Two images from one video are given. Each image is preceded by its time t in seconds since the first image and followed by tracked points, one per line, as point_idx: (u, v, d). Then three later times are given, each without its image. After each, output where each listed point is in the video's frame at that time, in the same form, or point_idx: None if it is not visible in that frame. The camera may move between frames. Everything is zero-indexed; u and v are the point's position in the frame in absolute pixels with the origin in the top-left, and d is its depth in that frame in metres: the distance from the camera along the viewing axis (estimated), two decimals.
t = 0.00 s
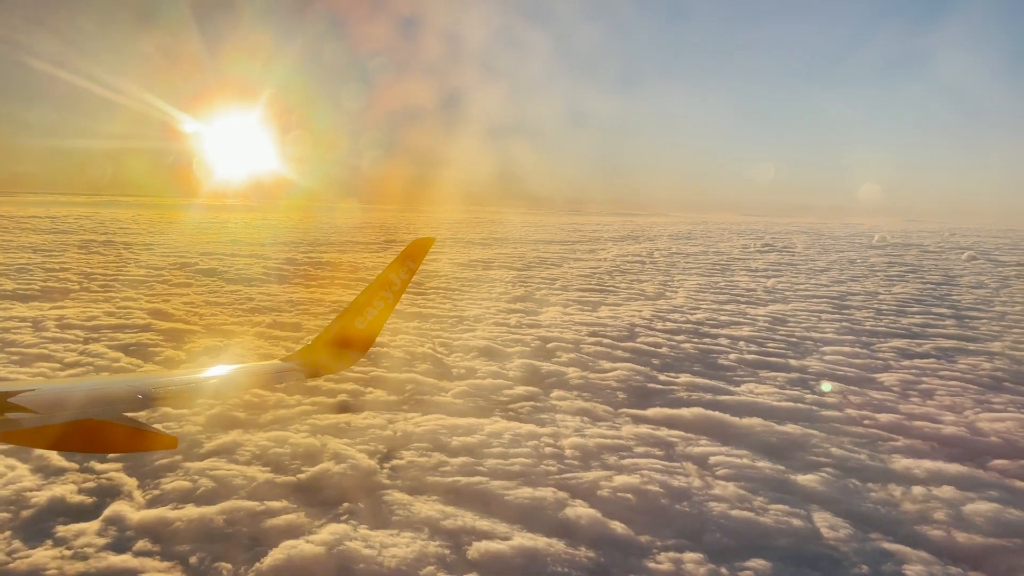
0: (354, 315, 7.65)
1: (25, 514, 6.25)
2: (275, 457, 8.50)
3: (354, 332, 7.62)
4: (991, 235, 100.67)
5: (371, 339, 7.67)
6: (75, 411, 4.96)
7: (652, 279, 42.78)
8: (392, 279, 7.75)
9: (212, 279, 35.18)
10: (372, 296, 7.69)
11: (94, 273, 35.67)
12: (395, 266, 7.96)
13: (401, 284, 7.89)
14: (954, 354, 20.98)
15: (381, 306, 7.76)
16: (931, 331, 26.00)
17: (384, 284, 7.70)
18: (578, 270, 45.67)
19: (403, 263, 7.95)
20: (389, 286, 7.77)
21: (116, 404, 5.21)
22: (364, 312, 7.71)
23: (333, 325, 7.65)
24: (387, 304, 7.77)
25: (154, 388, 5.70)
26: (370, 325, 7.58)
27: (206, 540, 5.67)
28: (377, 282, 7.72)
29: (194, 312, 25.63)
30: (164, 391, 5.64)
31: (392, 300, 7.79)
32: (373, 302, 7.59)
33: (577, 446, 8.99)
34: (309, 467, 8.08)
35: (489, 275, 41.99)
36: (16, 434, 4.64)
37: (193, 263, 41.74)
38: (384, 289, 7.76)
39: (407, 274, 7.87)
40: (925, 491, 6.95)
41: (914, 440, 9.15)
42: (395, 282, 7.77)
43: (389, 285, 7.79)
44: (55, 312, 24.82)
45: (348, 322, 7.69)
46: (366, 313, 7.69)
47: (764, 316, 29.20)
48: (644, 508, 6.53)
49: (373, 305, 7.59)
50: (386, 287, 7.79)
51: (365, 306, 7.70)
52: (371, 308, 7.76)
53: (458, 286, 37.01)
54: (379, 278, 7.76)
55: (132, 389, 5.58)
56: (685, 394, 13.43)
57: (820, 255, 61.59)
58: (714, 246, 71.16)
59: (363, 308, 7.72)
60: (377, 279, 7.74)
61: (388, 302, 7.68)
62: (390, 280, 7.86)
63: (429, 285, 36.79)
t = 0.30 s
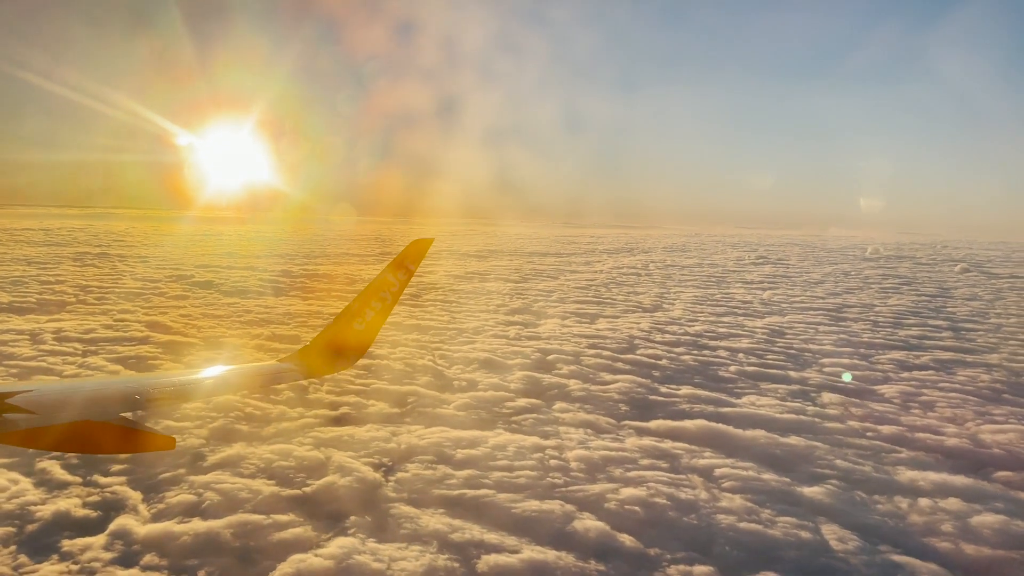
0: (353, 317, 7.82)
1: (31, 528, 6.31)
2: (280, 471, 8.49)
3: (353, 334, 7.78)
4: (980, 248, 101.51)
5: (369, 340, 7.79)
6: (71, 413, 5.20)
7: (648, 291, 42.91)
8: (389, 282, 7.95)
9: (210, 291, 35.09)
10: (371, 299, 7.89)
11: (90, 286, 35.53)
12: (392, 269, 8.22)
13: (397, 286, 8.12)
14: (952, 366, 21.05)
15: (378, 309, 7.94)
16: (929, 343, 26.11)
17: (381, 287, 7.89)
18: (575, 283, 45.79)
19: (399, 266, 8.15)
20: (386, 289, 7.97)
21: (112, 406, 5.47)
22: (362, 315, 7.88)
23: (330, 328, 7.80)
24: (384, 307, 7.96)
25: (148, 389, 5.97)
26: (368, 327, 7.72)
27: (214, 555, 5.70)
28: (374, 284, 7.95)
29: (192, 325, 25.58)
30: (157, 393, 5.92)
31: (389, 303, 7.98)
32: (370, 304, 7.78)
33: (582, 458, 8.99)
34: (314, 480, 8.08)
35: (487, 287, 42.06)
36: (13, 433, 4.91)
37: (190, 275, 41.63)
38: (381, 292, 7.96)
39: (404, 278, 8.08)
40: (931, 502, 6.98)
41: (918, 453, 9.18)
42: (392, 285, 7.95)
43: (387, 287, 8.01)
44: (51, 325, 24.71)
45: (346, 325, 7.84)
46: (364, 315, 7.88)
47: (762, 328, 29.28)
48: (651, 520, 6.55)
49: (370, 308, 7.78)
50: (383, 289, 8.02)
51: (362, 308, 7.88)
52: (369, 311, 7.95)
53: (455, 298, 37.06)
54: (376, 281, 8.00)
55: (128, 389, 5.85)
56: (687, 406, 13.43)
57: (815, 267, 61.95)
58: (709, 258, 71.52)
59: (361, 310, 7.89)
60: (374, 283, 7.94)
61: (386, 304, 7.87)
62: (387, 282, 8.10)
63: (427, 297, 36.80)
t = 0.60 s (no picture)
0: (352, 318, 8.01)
1: (36, 543, 6.36)
2: (284, 484, 8.51)
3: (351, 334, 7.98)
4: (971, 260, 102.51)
5: (367, 341, 8.01)
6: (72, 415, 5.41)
7: (646, 303, 42.98)
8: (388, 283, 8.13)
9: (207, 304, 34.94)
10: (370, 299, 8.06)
11: (86, 299, 35.31)
12: (392, 270, 8.34)
13: (397, 287, 8.25)
14: (950, 377, 21.11)
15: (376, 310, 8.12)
16: (927, 354, 26.20)
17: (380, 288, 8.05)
18: (572, 294, 45.88)
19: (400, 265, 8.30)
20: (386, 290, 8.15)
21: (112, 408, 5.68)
22: (361, 315, 8.08)
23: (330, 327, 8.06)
24: (383, 308, 8.12)
25: (147, 391, 6.19)
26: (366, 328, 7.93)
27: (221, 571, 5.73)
28: (373, 286, 8.10)
29: (190, 337, 25.47)
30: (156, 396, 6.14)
31: (388, 304, 8.13)
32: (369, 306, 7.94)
33: (586, 471, 8.97)
34: (318, 494, 8.10)
35: (485, 299, 42.10)
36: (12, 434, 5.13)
37: (188, 287, 41.47)
38: (380, 292, 8.13)
39: (403, 278, 8.27)
40: (937, 514, 7.02)
41: (922, 465, 9.22)
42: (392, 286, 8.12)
43: (385, 288, 8.16)
44: (48, 337, 24.58)
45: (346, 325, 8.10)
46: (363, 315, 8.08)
47: (760, 340, 29.34)
48: (659, 532, 6.56)
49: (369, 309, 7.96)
50: (382, 290, 8.16)
51: (361, 309, 8.07)
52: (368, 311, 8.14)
53: (454, 309, 37.07)
54: (375, 282, 8.15)
55: (127, 392, 6.06)
56: (690, 418, 13.41)
57: (810, 280, 62.26)
58: (705, 269, 71.79)
59: (360, 311, 8.09)
60: (373, 284, 8.10)
61: (385, 305, 8.05)
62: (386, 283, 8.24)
63: (425, 309, 36.82)
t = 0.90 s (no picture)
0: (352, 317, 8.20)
1: (41, 557, 6.41)
2: (289, 497, 8.51)
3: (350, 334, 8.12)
4: (961, 271, 103.56)
5: (366, 340, 8.13)
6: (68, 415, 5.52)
7: (643, 314, 43.05)
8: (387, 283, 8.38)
9: (204, 315, 34.78)
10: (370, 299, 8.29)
11: (82, 310, 35.11)
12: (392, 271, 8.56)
13: (396, 287, 8.44)
14: (949, 389, 21.17)
15: (375, 310, 8.32)
16: (925, 365, 26.30)
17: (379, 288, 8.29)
18: (570, 305, 45.96)
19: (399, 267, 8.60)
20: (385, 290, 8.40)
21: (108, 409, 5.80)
22: (360, 315, 8.26)
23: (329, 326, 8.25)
24: (382, 307, 8.33)
25: (142, 392, 6.36)
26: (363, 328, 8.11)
27: None
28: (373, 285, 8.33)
29: (187, 349, 25.33)
30: (151, 397, 6.31)
31: (387, 304, 8.32)
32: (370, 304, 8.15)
33: (592, 482, 8.96)
34: (323, 506, 8.09)
35: (482, 310, 42.12)
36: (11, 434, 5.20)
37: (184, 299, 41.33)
38: (379, 292, 8.38)
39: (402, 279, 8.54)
40: (944, 526, 7.06)
41: (926, 476, 9.26)
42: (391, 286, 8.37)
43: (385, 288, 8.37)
44: (44, 349, 24.40)
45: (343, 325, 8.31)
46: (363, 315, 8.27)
47: (759, 351, 29.41)
48: (667, 544, 6.59)
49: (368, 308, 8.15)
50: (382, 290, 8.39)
51: (361, 309, 8.26)
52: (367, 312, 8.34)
53: (452, 321, 37.07)
54: (376, 281, 8.38)
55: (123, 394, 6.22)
56: (693, 429, 13.41)
57: (805, 291, 62.58)
58: (700, 281, 72.09)
59: (359, 310, 8.27)
60: (372, 283, 8.35)
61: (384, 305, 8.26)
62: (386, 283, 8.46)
63: (422, 320, 36.78)
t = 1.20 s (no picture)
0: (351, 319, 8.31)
1: (48, 570, 6.50)
2: (295, 508, 8.51)
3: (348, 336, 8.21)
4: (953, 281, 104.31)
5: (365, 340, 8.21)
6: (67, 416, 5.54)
7: (641, 324, 43.10)
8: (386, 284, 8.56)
9: (202, 326, 34.69)
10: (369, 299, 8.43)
11: (79, 321, 35.01)
12: (388, 273, 8.77)
13: (393, 289, 8.64)
14: (949, 399, 21.22)
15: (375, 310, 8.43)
16: (924, 376, 26.35)
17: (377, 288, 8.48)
18: (568, 316, 46.01)
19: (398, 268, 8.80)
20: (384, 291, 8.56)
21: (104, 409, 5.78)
22: (359, 317, 8.34)
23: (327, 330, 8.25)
24: (381, 308, 8.45)
25: (142, 391, 6.36)
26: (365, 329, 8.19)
27: None
28: (371, 286, 8.48)
29: (186, 360, 25.24)
30: (150, 396, 6.28)
31: (386, 303, 8.49)
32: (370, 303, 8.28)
33: (598, 493, 8.95)
34: (328, 518, 8.06)
35: (481, 320, 42.12)
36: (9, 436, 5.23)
37: (181, 310, 41.25)
38: (377, 293, 8.54)
39: (400, 280, 8.74)
40: (952, 536, 7.11)
41: (932, 487, 9.29)
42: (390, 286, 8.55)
43: (383, 289, 8.56)
44: (42, 360, 24.29)
45: (342, 329, 8.36)
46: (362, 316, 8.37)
47: (758, 361, 29.44)
48: (676, 556, 6.62)
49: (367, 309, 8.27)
50: (380, 292, 8.57)
51: (359, 310, 8.37)
52: (366, 313, 8.47)
53: (450, 331, 37.07)
54: (373, 284, 8.55)
55: (122, 394, 6.21)
56: (697, 440, 13.39)
57: (802, 301, 62.81)
58: (697, 291, 72.27)
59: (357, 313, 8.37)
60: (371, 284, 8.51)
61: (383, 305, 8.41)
62: (383, 285, 8.65)
63: (421, 330, 36.73)
